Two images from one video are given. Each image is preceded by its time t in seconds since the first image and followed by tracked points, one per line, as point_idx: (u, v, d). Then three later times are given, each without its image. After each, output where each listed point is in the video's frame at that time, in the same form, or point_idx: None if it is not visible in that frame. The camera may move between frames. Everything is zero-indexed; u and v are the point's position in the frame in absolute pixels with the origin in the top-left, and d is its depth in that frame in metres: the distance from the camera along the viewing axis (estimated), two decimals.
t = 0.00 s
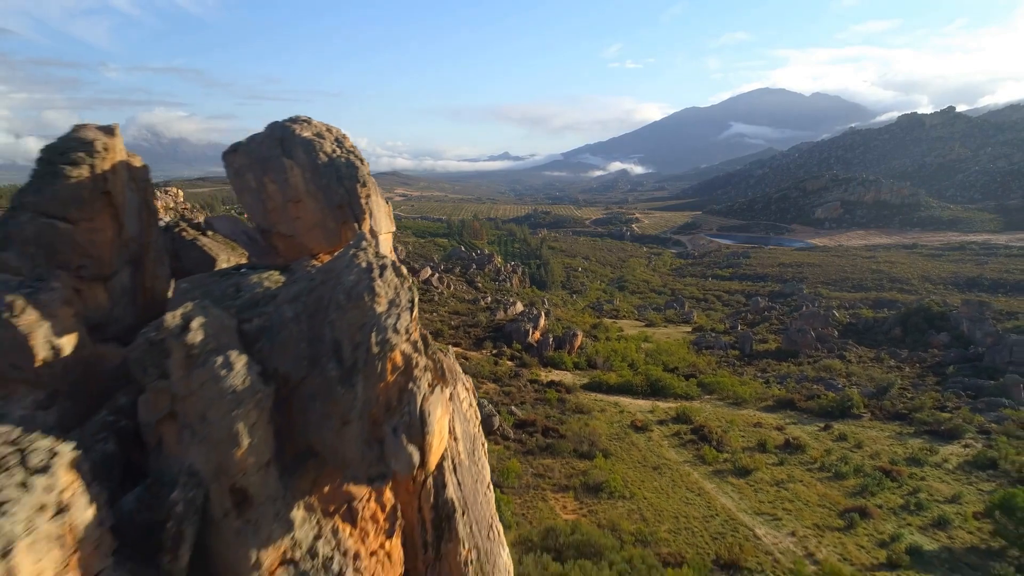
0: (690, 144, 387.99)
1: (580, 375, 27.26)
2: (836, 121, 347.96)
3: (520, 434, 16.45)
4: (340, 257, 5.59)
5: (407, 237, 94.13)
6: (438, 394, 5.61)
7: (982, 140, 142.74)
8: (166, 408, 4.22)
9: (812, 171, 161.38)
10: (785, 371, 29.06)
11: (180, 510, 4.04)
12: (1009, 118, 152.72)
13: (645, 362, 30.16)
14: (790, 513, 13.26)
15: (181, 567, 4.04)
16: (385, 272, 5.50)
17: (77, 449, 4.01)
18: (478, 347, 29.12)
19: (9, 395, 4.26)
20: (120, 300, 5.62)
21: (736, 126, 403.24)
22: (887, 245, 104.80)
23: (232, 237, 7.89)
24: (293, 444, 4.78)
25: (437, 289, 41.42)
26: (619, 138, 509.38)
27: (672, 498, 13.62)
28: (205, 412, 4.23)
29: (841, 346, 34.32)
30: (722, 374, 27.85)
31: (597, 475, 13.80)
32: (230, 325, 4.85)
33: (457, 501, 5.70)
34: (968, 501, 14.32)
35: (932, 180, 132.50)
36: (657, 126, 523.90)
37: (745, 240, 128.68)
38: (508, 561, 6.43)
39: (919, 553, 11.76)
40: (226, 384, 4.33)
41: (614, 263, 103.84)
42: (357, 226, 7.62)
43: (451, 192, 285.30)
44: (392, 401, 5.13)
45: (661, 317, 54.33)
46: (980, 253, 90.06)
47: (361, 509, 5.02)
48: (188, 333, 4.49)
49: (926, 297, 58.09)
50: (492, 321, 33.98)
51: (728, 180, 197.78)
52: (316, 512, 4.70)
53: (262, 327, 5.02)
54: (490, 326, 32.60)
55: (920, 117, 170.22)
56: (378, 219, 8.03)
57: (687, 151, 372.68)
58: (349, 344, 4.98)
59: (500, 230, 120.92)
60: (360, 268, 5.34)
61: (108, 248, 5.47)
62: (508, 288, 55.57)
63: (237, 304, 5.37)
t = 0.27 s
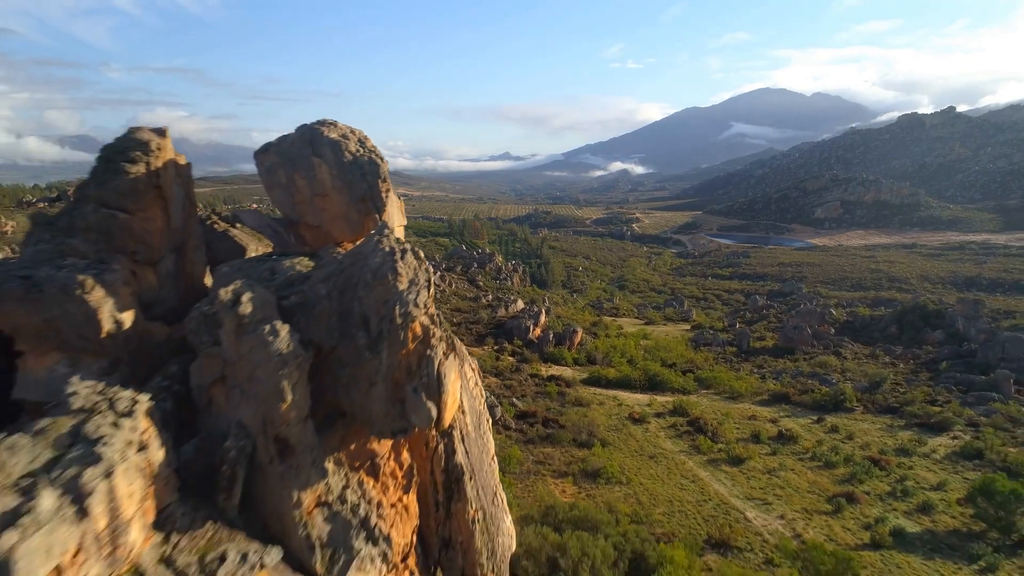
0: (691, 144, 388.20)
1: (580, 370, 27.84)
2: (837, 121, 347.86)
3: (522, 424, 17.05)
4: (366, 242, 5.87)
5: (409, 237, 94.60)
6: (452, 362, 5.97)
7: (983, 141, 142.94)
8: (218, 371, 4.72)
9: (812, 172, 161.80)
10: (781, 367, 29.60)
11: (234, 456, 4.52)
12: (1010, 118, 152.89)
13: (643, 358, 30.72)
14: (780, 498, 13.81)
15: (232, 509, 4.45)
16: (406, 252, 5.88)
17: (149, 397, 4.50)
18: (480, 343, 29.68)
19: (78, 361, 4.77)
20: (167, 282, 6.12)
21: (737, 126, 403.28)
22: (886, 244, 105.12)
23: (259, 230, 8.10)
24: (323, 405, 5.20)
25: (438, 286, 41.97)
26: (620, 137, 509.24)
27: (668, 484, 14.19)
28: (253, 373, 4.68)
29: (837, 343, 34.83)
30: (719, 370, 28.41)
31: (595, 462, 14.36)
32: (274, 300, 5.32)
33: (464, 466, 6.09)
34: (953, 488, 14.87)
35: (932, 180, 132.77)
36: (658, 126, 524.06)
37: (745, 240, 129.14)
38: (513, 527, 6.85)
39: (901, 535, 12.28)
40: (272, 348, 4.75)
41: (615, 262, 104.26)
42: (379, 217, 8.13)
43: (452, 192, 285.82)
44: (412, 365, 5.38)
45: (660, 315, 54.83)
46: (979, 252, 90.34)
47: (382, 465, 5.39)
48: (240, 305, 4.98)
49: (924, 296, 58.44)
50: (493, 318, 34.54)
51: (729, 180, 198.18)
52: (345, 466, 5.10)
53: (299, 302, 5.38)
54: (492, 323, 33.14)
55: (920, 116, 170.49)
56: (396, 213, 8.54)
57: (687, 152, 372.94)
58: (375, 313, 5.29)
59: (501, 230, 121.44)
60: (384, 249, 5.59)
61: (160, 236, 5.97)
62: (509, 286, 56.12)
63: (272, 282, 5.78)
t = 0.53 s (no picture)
0: (692, 144, 388.42)
1: (580, 365, 28.51)
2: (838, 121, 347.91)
3: (523, 414, 17.71)
4: (388, 230, 6.33)
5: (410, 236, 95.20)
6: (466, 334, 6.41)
7: (983, 141, 143.19)
8: (263, 340, 5.15)
9: (812, 172, 162.27)
10: (776, 362, 30.24)
11: (280, 411, 4.92)
12: (1010, 119, 153.15)
13: (642, 353, 31.39)
14: (770, 483, 14.46)
15: (276, 457, 4.82)
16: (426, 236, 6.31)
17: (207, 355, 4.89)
18: (482, 339, 30.35)
19: (138, 332, 5.44)
20: (208, 269, 6.57)
21: (738, 126, 403.47)
22: (886, 244, 105.52)
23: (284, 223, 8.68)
24: (352, 371, 5.63)
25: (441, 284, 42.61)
26: (621, 137, 509.34)
27: (663, 469, 14.85)
28: (294, 338, 5.10)
29: (832, 340, 35.41)
30: (716, 365, 29.05)
31: (594, 449, 15.00)
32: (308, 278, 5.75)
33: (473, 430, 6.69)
34: (936, 474, 15.52)
35: (932, 180, 133.11)
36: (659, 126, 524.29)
37: (745, 240, 129.63)
38: (513, 492, 7.56)
39: (884, 516, 12.91)
40: (312, 316, 5.15)
41: (615, 262, 104.80)
42: (398, 209, 8.76)
43: (453, 192, 286.46)
44: (431, 333, 5.76)
45: (659, 314, 55.40)
46: (978, 252, 90.71)
47: (403, 425, 5.89)
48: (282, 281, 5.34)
49: (921, 294, 58.93)
50: (495, 314, 35.18)
51: (729, 180, 198.66)
52: (371, 424, 5.55)
53: (332, 283, 5.82)
54: (493, 319, 33.78)
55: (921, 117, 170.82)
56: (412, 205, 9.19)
57: (688, 152, 373.23)
58: (398, 287, 5.72)
59: (502, 229, 121.99)
60: (406, 234, 6.02)
61: (205, 226, 6.51)
62: (510, 285, 56.73)
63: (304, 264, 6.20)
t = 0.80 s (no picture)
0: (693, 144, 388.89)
1: (579, 360, 29.17)
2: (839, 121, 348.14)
3: (524, 404, 18.38)
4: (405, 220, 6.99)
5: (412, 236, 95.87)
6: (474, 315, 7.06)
7: (983, 142, 143.57)
8: (297, 316, 5.78)
9: (812, 172, 162.82)
10: (772, 358, 30.92)
11: (313, 375, 5.54)
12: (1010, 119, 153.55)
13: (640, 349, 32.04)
14: (761, 468, 15.12)
15: (310, 416, 5.43)
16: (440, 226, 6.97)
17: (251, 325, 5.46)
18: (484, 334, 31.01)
19: (184, 311, 6.08)
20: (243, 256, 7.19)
21: (739, 127, 403.88)
22: (886, 244, 106.00)
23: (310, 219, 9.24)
24: (373, 344, 6.28)
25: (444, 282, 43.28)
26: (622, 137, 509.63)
27: (658, 455, 15.55)
28: (327, 313, 5.75)
29: (828, 337, 36.07)
30: (712, 360, 29.72)
31: (592, 437, 15.66)
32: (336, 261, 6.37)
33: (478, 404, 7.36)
34: (921, 461, 16.16)
35: (932, 180, 133.54)
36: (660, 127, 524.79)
37: (746, 239, 130.15)
38: (515, 463, 8.25)
39: (868, 499, 13.56)
40: (342, 293, 5.80)
41: (616, 262, 105.42)
42: (413, 203, 9.48)
43: (454, 193, 287.25)
44: (444, 310, 6.41)
45: (659, 312, 56.05)
46: (977, 252, 91.17)
47: (418, 394, 6.55)
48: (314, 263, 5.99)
49: (918, 293, 59.49)
50: (496, 311, 35.81)
51: (730, 180, 199.30)
52: (390, 392, 6.22)
53: (357, 267, 6.48)
54: (494, 316, 34.41)
55: (921, 117, 171.29)
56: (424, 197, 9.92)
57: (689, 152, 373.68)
58: (414, 270, 6.38)
59: (503, 229, 122.65)
60: (422, 223, 6.67)
61: (241, 216, 7.15)
62: (511, 283, 57.40)
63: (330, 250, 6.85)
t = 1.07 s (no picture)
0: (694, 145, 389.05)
1: (579, 356, 29.73)
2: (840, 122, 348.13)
3: (524, 397, 18.97)
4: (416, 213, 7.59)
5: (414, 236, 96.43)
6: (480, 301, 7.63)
7: (984, 142, 143.73)
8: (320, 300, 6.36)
9: (813, 172, 163.10)
10: (768, 355, 31.46)
11: (335, 352, 6.15)
12: (1011, 119, 153.71)
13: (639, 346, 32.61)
14: (753, 457, 15.68)
15: (333, 389, 6.04)
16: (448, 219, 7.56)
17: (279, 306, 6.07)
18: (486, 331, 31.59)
19: (216, 296, 6.67)
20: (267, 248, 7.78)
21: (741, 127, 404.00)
22: (885, 244, 106.32)
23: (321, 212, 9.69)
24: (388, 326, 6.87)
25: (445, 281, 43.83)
26: (624, 137, 508.36)
27: (654, 444, 16.14)
28: (348, 296, 6.35)
29: (824, 334, 36.58)
30: (709, 357, 30.27)
31: (590, 426, 16.24)
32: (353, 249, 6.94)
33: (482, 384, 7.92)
34: (908, 451, 16.68)
35: (932, 181, 133.78)
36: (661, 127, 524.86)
37: (746, 239, 130.54)
38: (516, 442, 8.83)
39: (856, 485, 14.09)
40: (362, 280, 6.40)
41: (616, 261, 105.90)
42: (424, 198, 10.12)
43: (455, 193, 287.75)
44: (452, 295, 6.98)
45: (659, 310, 56.55)
46: (977, 252, 91.44)
47: (428, 372, 7.14)
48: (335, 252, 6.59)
49: (916, 292, 59.91)
50: (497, 309, 36.39)
51: (730, 180, 199.71)
52: (402, 370, 6.82)
53: (373, 256, 7.08)
54: (495, 313, 34.98)
55: (921, 117, 171.49)
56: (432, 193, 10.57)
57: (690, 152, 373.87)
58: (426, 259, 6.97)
59: (504, 229, 123.12)
60: (432, 216, 7.26)
61: (265, 210, 7.73)
62: (512, 282, 57.93)
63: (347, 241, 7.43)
